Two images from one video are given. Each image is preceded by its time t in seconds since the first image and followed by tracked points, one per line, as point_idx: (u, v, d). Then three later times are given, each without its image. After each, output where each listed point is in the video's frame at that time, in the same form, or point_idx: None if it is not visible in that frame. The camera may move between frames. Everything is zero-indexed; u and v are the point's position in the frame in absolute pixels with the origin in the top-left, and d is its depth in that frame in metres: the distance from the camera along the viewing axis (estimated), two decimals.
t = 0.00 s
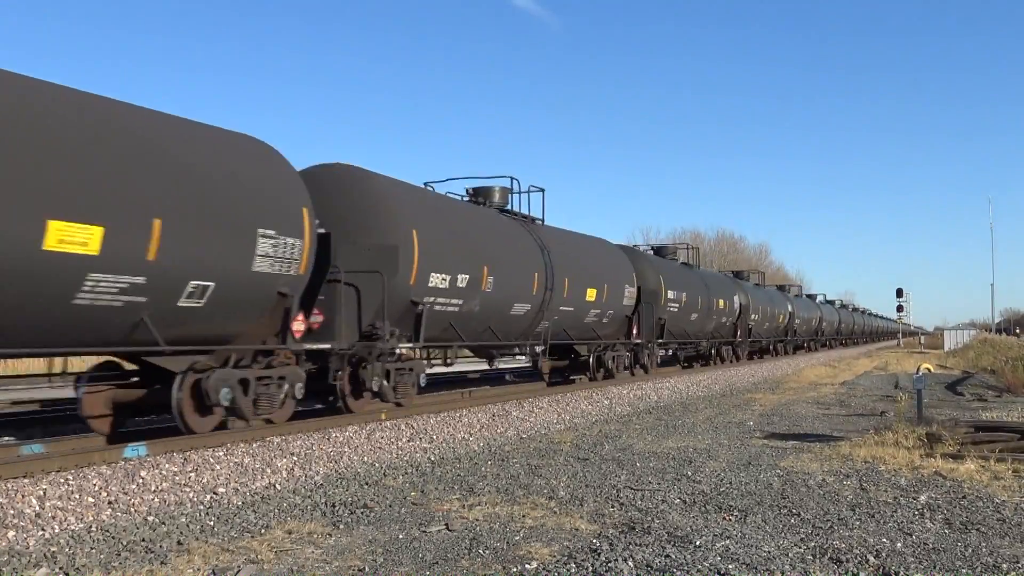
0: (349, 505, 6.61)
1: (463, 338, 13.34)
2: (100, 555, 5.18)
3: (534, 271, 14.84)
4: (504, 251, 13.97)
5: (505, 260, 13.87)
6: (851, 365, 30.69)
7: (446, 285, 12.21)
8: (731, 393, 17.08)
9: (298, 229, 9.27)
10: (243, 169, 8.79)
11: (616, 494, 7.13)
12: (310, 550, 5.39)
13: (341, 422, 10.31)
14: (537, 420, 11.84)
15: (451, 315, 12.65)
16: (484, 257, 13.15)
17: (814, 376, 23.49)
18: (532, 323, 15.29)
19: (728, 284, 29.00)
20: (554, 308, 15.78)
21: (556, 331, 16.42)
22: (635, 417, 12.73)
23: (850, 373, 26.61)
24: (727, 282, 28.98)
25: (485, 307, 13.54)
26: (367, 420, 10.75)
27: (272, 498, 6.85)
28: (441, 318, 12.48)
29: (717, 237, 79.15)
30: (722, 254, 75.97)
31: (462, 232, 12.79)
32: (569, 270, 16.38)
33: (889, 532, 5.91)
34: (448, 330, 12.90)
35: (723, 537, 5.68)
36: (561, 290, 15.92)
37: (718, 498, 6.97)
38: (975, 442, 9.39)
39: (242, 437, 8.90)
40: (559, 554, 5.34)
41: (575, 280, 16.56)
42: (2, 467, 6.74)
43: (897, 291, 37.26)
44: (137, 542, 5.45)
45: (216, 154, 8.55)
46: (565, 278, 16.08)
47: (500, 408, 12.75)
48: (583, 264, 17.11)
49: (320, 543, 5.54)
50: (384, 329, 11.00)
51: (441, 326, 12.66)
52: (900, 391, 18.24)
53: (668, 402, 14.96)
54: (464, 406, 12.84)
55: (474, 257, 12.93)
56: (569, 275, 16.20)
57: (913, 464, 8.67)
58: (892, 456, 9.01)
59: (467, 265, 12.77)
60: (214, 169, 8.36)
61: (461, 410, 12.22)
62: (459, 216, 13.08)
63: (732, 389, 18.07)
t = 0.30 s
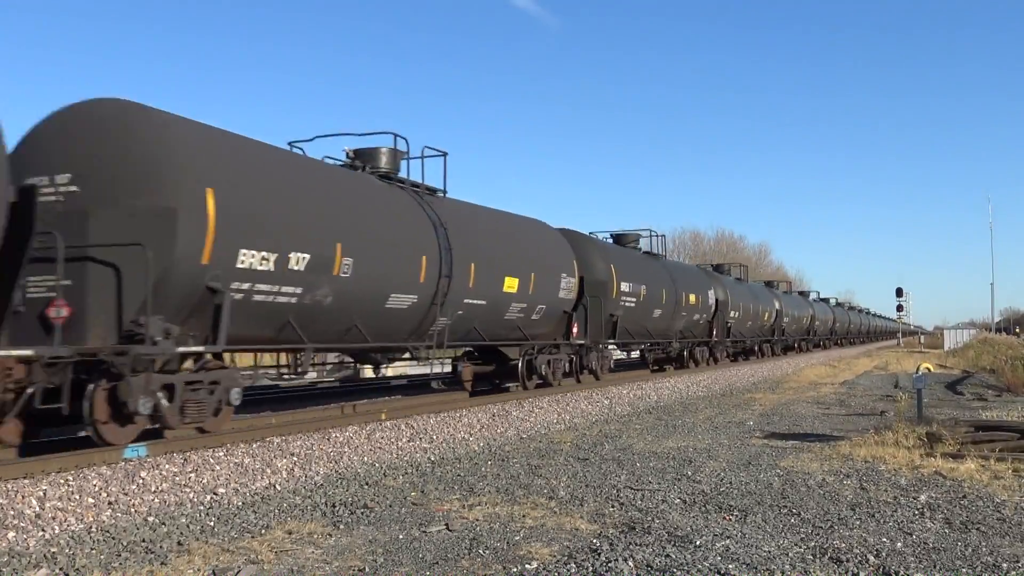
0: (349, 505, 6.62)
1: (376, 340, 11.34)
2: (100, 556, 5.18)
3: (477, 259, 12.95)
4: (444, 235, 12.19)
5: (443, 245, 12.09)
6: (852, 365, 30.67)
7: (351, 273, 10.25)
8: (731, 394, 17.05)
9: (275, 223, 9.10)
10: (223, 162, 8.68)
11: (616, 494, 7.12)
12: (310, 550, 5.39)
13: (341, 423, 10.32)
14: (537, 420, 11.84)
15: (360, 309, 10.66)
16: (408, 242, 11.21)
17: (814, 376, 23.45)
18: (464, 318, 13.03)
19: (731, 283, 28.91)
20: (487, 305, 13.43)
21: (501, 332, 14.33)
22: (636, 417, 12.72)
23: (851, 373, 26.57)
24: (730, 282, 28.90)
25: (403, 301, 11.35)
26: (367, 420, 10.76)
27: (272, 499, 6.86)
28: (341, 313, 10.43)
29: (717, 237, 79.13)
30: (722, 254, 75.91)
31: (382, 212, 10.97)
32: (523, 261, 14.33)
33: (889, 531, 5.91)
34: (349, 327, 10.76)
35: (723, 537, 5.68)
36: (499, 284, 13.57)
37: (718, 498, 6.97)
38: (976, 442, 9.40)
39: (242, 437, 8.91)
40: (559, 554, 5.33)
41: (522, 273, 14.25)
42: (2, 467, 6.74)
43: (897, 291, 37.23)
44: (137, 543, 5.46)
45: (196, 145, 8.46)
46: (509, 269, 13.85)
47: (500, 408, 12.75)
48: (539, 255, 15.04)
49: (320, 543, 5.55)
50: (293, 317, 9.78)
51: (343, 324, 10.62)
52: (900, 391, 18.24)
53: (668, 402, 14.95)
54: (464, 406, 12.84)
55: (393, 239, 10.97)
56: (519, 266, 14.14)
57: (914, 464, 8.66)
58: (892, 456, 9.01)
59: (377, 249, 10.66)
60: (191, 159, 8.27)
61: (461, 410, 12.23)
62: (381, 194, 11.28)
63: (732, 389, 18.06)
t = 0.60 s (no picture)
0: (349, 505, 6.62)
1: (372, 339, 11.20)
2: (100, 557, 5.17)
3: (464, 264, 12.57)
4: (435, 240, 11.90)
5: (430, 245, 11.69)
6: (852, 364, 30.65)
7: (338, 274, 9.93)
8: (731, 393, 17.03)
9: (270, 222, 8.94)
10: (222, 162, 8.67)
11: (616, 494, 7.12)
12: (311, 550, 5.39)
13: (341, 422, 10.34)
14: (537, 420, 11.85)
15: (346, 311, 10.28)
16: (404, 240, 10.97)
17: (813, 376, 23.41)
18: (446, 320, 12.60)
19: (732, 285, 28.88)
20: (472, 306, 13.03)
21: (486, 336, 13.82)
22: (635, 417, 12.72)
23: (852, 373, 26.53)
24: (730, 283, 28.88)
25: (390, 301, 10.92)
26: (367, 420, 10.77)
27: (272, 499, 6.86)
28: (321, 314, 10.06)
29: (717, 237, 79.15)
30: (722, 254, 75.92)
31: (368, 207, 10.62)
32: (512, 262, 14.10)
33: (890, 531, 5.91)
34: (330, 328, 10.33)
35: (723, 537, 5.68)
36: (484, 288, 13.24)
37: (717, 497, 6.97)
38: (975, 441, 9.39)
39: (241, 437, 8.92)
40: (559, 554, 5.33)
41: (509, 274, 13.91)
42: (2, 467, 6.74)
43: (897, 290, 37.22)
44: (137, 543, 5.46)
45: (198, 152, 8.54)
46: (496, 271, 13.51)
47: (500, 408, 12.76)
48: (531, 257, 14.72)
49: (320, 543, 5.55)
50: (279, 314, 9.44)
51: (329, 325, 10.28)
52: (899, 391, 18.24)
53: (667, 402, 14.95)
54: (464, 406, 12.85)
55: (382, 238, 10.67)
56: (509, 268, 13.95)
57: (914, 464, 8.65)
58: (892, 456, 9.01)
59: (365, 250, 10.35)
60: (192, 159, 8.24)
61: (461, 410, 12.23)
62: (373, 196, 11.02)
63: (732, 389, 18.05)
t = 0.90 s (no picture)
0: (349, 505, 6.62)
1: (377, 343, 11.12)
2: (100, 557, 5.17)
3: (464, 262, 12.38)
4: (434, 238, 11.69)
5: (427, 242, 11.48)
6: (852, 364, 30.65)
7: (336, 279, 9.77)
8: (731, 393, 17.03)
9: (275, 218, 8.61)
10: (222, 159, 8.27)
11: (616, 494, 7.13)
12: (310, 550, 5.39)
13: (341, 422, 10.35)
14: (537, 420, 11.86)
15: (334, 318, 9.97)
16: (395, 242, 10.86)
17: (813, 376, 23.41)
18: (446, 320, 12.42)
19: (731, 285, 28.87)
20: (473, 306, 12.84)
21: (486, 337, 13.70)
22: (635, 417, 12.72)
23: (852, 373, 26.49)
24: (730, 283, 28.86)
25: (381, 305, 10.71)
26: (367, 420, 10.78)
27: (272, 499, 6.87)
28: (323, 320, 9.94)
29: (717, 237, 79.19)
30: (722, 254, 75.99)
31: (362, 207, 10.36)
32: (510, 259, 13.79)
33: (890, 531, 5.91)
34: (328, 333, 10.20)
35: (723, 537, 5.68)
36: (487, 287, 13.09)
37: (717, 497, 6.97)
38: (975, 441, 9.39)
39: (241, 437, 8.92)
40: (559, 554, 5.33)
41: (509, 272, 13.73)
42: (2, 467, 6.74)
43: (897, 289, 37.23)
44: (137, 543, 5.46)
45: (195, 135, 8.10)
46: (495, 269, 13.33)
47: (500, 408, 12.77)
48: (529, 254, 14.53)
49: (320, 543, 5.55)
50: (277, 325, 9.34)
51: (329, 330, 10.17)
52: (899, 391, 18.24)
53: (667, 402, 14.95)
54: (464, 405, 12.86)
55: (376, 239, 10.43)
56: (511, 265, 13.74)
57: (913, 464, 8.66)
58: (892, 455, 9.02)
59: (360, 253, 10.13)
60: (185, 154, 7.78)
61: (460, 410, 12.24)
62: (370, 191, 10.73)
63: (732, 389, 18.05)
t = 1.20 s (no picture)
0: (349, 505, 6.62)
1: (356, 341, 11.24)
2: (100, 557, 5.17)
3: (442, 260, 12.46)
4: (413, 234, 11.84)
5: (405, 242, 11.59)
6: (852, 364, 30.64)
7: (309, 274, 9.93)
8: (732, 393, 17.00)
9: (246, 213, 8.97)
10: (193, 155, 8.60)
11: (616, 494, 7.12)
12: (310, 550, 5.39)
13: (341, 423, 10.35)
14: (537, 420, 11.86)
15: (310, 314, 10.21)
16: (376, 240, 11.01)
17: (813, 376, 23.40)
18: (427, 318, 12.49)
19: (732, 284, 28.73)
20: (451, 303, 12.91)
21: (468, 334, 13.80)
22: (635, 417, 12.72)
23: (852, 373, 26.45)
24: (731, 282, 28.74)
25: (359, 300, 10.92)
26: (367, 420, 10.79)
27: (272, 499, 6.87)
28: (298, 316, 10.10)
29: (717, 237, 79.15)
30: (722, 254, 75.99)
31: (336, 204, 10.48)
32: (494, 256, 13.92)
33: (890, 531, 5.91)
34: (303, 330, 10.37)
35: (723, 537, 5.68)
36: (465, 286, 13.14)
37: (717, 497, 6.97)
38: (975, 441, 9.39)
39: (242, 437, 8.93)
40: (559, 554, 5.33)
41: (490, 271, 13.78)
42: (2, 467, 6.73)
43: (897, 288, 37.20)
44: (137, 543, 5.46)
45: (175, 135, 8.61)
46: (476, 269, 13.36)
47: (500, 408, 12.77)
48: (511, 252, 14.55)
49: (320, 543, 5.56)
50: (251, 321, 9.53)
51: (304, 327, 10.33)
52: (899, 391, 18.24)
53: (668, 402, 14.94)
54: (464, 406, 12.86)
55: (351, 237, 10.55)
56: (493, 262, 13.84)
57: (914, 464, 8.65)
58: (892, 455, 9.02)
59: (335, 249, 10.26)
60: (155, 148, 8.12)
61: (460, 410, 12.24)
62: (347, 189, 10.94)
63: (733, 389, 18.04)
